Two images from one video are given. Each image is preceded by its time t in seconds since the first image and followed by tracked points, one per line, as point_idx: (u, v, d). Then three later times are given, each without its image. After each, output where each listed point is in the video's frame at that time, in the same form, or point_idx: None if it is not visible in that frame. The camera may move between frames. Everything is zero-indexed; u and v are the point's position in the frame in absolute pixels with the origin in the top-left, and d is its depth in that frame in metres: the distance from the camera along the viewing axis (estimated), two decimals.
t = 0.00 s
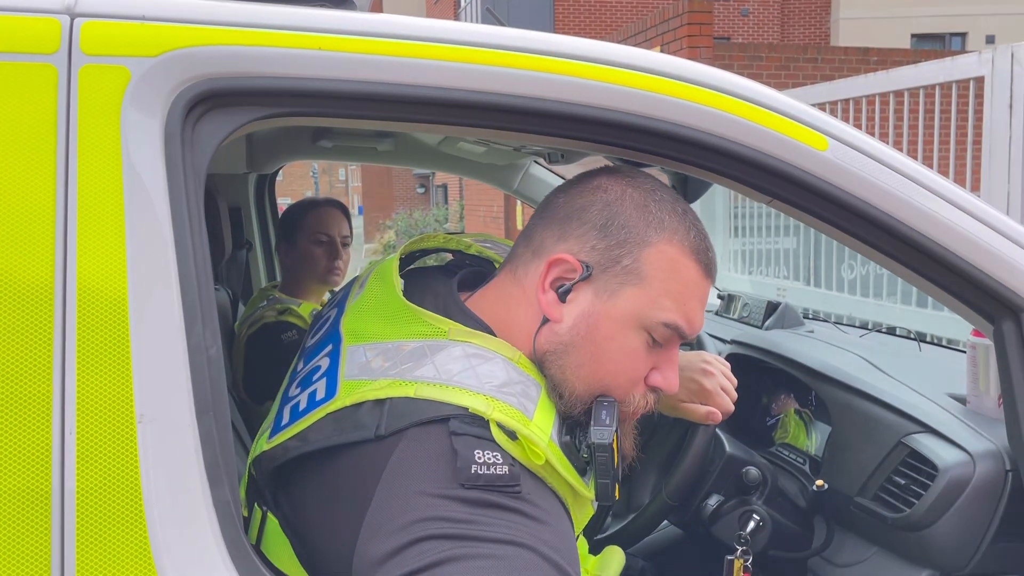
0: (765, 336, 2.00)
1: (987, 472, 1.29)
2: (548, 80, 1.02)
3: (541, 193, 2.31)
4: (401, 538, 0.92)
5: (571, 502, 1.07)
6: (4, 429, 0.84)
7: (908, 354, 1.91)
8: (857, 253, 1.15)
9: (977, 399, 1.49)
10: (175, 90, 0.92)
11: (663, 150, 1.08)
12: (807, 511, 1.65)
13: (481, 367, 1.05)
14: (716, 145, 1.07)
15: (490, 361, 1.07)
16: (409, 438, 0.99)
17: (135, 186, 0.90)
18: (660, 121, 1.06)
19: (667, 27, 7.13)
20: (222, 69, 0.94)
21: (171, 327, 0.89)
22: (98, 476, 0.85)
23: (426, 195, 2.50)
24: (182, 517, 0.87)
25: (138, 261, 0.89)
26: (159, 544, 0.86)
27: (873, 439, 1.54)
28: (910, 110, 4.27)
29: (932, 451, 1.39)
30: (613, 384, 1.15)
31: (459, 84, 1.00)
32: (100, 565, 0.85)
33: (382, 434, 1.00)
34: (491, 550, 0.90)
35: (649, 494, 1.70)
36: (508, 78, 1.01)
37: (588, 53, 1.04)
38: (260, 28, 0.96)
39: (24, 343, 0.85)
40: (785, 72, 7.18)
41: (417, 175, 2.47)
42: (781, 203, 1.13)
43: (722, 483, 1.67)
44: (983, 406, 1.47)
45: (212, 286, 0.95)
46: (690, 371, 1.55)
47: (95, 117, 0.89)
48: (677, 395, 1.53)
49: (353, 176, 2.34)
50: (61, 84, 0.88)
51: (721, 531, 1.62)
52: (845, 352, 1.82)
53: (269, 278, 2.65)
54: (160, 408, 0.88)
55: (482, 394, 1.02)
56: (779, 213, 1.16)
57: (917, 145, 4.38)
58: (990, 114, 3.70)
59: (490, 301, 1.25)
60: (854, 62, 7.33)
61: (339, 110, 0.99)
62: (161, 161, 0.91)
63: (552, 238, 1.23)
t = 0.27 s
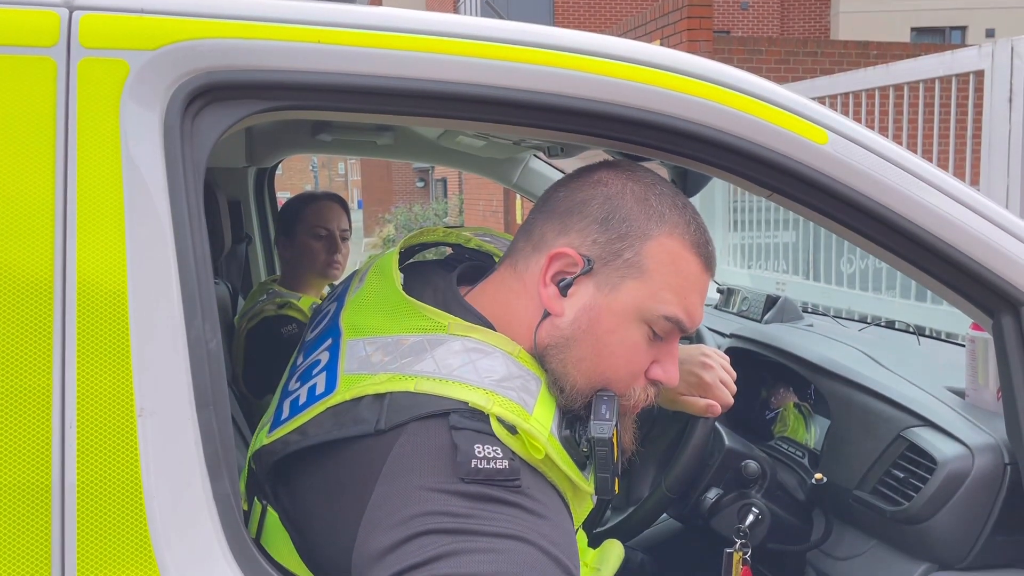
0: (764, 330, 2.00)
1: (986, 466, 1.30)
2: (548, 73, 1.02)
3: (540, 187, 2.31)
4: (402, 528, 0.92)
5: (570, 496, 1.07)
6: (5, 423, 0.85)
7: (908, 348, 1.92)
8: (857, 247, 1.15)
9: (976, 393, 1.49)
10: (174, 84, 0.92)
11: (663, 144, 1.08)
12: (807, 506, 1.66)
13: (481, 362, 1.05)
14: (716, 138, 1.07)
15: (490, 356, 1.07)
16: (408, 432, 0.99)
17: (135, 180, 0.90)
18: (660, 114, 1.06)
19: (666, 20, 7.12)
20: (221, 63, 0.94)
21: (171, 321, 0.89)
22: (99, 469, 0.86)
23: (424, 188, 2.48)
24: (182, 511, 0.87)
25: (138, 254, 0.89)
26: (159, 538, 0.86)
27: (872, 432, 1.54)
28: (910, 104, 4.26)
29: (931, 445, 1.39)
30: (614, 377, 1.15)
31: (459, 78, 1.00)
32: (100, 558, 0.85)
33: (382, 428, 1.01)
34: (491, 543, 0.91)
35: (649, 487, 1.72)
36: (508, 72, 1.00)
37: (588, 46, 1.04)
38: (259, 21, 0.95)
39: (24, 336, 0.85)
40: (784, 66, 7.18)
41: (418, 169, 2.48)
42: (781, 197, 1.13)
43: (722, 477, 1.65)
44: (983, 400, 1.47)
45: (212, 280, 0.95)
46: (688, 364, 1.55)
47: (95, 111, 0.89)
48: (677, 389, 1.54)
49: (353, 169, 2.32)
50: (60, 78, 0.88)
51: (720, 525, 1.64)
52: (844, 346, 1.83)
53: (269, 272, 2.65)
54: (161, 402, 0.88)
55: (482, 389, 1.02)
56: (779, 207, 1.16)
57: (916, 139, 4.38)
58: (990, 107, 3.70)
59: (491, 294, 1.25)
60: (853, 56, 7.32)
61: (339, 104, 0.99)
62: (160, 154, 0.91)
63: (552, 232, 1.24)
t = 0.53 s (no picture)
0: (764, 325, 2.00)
1: (985, 461, 1.30)
2: (549, 68, 1.01)
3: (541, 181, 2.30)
4: (397, 528, 0.91)
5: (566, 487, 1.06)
6: (5, 418, 0.85)
7: (908, 343, 1.92)
8: (858, 242, 1.15)
9: (976, 388, 1.49)
10: (173, 78, 0.92)
11: (664, 139, 1.08)
12: (807, 501, 1.65)
13: (473, 353, 1.05)
14: (716, 133, 1.06)
15: (483, 347, 1.07)
16: (409, 428, 1.00)
17: (134, 174, 0.89)
18: (660, 109, 1.05)
19: (666, 15, 7.11)
20: (222, 57, 0.93)
21: (171, 316, 0.89)
22: (98, 464, 0.86)
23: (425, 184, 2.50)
24: (181, 504, 0.87)
25: (137, 249, 0.89)
26: (158, 531, 0.86)
27: (872, 427, 1.54)
28: (910, 99, 4.26)
29: (931, 440, 1.39)
30: (611, 365, 1.15)
31: (458, 72, 0.99)
32: (100, 552, 0.85)
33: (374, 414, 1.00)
34: (487, 534, 0.91)
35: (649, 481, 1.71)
36: (508, 66, 1.00)
37: (588, 40, 1.04)
38: (259, 16, 0.95)
39: (24, 332, 0.85)
40: (785, 61, 7.17)
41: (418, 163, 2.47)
42: (782, 192, 1.13)
43: (721, 471, 1.66)
44: (982, 395, 1.47)
45: (212, 275, 0.95)
46: (689, 356, 1.56)
47: (93, 105, 0.89)
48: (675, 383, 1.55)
49: (353, 164, 2.30)
50: (59, 72, 0.88)
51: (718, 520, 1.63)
52: (844, 341, 1.83)
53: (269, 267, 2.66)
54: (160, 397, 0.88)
55: (475, 379, 1.02)
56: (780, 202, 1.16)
57: (916, 134, 4.38)
58: (990, 102, 3.69)
59: (487, 286, 1.25)
60: (854, 51, 7.32)
61: (340, 98, 0.98)
62: (159, 148, 0.91)
63: (549, 222, 1.24)
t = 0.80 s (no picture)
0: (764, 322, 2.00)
1: (983, 457, 1.30)
2: (549, 64, 1.01)
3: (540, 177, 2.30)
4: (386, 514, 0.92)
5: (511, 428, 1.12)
6: (5, 413, 0.85)
7: (907, 339, 1.92)
8: (856, 238, 1.15)
9: (974, 384, 1.49)
10: (171, 74, 0.92)
11: (663, 135, 1.08)
12: (805, 496, 1.66)
13: (415, 304, 1.11)
14: (715, 129, 1.06)
15: (423, 300, 1.12)
16: (409, 422, 1.00)
17: (132, 169, 0.89)
18: (659, 104, 1.05)
19: (666, 11, 7.10)
20: (221, 52, 0.93)
21: (170, 311, 0.89)
22: (97, 459, 0.86)
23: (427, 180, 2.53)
24: (180, 500, 0.88)
25: (136, 244, 0.89)
26: (158, 526, 0.86)
27: (871, 423, 1.54)
28: (910, 95, 4.25)
29: (929, 436, 1.39)
30: (564, 313, 1.23)
31: (458, 68, 0.99)
32: (100, 547, 0.85)
33: (322, 369, 1.05)
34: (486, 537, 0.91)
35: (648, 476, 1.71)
36: (508, 62, 1.00)
37: (588, 36, 1.04)
38: (258, 11, 0.95)
39: (24, 327, 0.86)
40: (785, 57, 7.16)
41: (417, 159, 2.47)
42: (781, 188, 1.13)
43: (720, 467, 1.65)
44: (981, 391, 1.47)
45: (211, 271, 0.95)
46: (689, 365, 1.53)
47: (92, 100, 0.89)
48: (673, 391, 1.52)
49: (353, 160, 2.34)
50: (58, 67, 0.88)
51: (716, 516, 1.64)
52: (844, 338, 1.83)
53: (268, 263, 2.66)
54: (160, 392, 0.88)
55: (415, 325, 1.07)
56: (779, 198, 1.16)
57: (917, 130, 4.38)
58: (990, 98, 3.69)
59: (441, 250, 1.32)
60: (854, 47, 7.31)
61: (339, 94, 0.98)
62: (158, 144, 0.91)
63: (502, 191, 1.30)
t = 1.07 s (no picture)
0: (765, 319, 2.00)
1: (984, 453, 1.30)
2: (551, 60, 1.01)
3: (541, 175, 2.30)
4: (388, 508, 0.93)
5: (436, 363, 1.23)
6: (8, 409, 0.85)
7: (907, 336, 1.92)
8: (857, 234, 1.15)
9: (975, 381, 1.49)
10: (174, 69, 0.92)
11: (666, 132, 1.08)
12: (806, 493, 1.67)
13: (331, 266, 1.24)
14: (717, 126, 1.06)
15: (343, 267, 1.25)
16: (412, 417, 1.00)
17: (136, 165, 0.89)
18: (660, 100, 1.05)
19: (667, 9, 7.09)
20: (223, 48, 0.93)
21: (173, 307, 0.89)
22: (100, 455, 0.86)
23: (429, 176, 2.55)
24: (183, 495, 0.88)
25: (140, 240, 0.89)
26: (161, 520, 0.87)
27: (872, 420, 1.55)
28: (911, 92, 4.25)
29: (930, 432, 1.39)
30: (473, 259, 1.34)
31: (461, 63, 0.99)
32: (102, 541, 0.86)
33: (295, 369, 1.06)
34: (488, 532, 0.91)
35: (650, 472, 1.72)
36: (510, 58, 1.00)
37: (587, 32, 1.04)
38: (261, 7, 0.95)
39: (27, 322, 0.86)
40: (786, 54, 7.15)
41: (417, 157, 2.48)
42: (782, 185, 1.13)
43: (722, 462, 1.69)
44: (981, 388, 1.47)
45: (214, 267, 0.95)
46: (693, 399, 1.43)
47: (95, 96, 0.89)
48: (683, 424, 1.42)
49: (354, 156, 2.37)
50: (61, 62, 0.88)
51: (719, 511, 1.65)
52: (845, 335, 1.83)
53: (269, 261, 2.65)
54: (163, 387, 0.88)
55: (335, 284, 1.20)
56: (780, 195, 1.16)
57: (918, 127, 4.37)
58: (991, 95, 3.68)
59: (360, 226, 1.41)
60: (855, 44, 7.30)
61: (341, 90, 0.98)
62: (161, 140, 0.91)
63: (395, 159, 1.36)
